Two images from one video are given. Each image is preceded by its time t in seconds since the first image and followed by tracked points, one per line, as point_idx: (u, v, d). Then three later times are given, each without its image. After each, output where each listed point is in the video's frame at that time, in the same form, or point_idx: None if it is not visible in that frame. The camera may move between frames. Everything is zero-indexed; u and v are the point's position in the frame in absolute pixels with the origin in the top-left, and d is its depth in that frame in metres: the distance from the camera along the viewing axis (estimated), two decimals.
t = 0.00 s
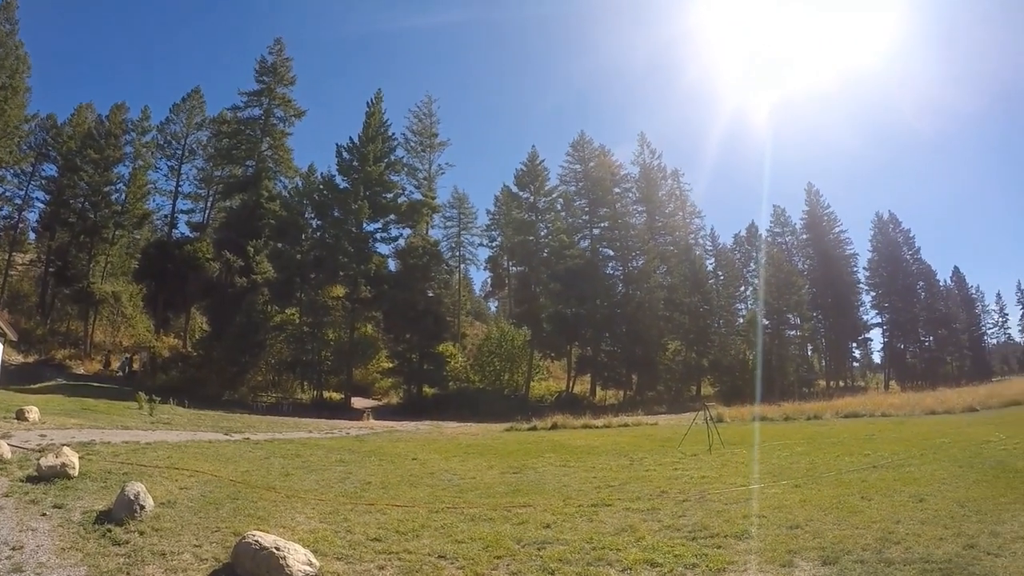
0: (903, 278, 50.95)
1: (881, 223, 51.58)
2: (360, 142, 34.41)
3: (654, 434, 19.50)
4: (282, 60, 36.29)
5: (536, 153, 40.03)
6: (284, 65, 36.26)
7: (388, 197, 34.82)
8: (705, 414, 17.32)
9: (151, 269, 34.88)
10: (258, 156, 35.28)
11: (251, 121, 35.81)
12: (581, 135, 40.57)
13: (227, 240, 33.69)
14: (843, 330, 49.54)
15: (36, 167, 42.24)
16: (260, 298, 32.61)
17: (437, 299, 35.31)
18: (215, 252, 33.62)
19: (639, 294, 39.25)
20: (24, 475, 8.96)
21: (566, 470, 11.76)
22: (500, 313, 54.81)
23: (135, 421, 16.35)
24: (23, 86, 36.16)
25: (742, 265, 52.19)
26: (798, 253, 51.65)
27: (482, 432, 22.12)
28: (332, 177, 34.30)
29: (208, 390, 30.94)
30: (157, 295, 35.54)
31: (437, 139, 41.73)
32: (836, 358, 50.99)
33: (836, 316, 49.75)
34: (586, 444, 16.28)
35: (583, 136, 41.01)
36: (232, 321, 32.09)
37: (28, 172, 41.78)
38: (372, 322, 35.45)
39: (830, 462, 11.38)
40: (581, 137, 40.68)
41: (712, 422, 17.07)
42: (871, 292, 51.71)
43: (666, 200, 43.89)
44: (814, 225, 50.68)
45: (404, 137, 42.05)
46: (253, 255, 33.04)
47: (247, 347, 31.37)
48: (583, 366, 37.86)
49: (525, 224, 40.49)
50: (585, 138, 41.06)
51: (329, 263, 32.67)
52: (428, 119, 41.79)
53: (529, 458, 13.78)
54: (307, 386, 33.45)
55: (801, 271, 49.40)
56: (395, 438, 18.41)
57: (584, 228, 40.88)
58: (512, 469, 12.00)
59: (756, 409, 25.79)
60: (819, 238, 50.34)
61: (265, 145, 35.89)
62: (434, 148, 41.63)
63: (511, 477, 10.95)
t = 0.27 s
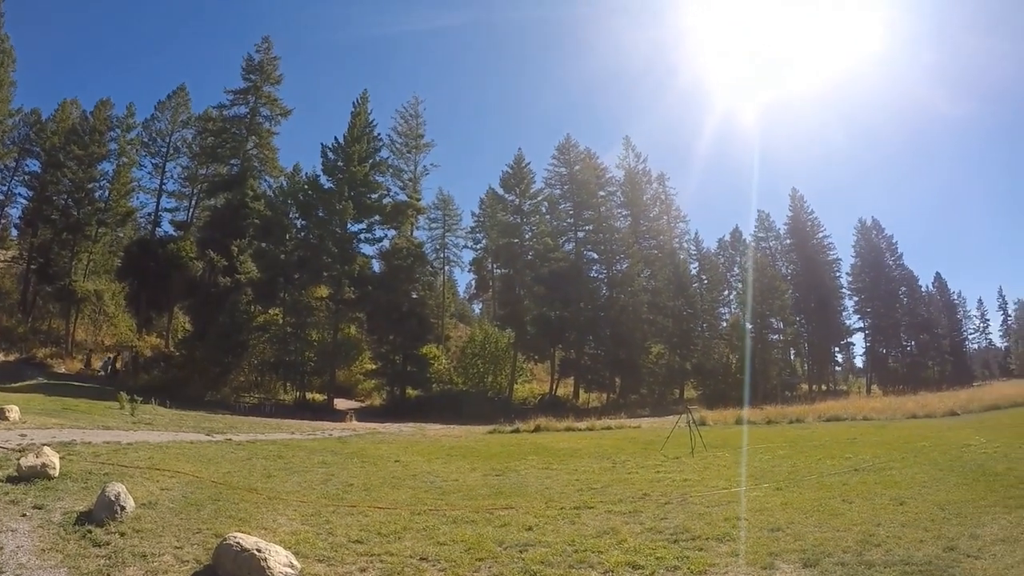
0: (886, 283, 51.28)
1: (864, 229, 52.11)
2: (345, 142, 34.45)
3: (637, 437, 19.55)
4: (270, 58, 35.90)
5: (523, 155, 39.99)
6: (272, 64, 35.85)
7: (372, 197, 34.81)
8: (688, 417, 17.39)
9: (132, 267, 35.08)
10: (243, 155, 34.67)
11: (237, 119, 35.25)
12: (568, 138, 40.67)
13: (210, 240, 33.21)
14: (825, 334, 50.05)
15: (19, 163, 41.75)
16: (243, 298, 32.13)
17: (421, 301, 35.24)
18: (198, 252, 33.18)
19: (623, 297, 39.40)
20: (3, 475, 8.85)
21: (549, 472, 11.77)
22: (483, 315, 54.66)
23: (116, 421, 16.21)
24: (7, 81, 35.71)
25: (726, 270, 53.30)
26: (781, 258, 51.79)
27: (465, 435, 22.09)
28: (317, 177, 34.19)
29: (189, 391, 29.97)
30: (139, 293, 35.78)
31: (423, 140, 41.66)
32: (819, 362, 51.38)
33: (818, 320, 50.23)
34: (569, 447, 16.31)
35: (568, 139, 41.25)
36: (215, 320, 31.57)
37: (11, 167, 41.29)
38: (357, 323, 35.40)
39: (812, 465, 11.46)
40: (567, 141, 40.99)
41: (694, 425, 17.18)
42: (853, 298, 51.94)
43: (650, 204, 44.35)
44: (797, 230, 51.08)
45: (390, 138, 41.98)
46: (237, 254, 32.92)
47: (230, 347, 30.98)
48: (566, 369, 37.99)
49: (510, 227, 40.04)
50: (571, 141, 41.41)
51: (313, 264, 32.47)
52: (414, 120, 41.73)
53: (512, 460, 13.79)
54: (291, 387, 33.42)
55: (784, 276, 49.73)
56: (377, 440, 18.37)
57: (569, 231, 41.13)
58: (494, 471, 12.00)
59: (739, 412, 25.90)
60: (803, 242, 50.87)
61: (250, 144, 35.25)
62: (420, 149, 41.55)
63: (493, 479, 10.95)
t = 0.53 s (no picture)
0: (868, 290, 51.64)
1: (847, 236, 52.53)
2: (330, 140, 34.35)
3: (618, 439, 19.62)
4: (258, 55, 35.56)
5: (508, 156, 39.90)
6: (260, 60, 35.51)
7: (356, 197, 34.79)
8: (669, 420, 17.47)
9: (113, 263, 33.34)
10: (227, 151, 34.44)
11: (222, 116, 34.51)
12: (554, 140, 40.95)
13: (193, 236, 33.23)
14: (807, 339, 49.92)
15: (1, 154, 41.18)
16: (227, 296, 31.35)
17: (404, 301, 35.44)
18: (181, 248, 33.18)
19: (605, 300, 39.60)
20: None
21: (529, 474, 11.77)
22: (467, 316, 54.54)
23: (95, 418, 16.05)
24: None
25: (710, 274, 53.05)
26: (765, 264, 51.77)
27: (446, 436, 22.07)
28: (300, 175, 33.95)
29: (171, 388, 29.58)
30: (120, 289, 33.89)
31: (408, 140, 41.58)
32: (801, 367, 51.03)
33: (800, 325, 49.98)
34: (550, 449, 16.34)
35: (553, 142, 41.55)
36: (196, 318, 30.88)
37: None
38: (339, 323, 35.56)
39: (792, 469, 11.54)
40: (552, 143, 41.25)
41: (674, 427, 17.33)
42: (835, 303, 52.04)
43: (635, 208, 44.91)
44: (781, 236, 50.75)
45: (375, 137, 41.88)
46: (220, 251, 33.07)
47: (212, 345, 30.41)
48: (548, 372, 38.18)
49: (494, 228, 39.77)
50: (556, 144, 41.60)
51: (295, 263, 32.39)
52: (400, 120, 41.67)
53: (492, 461, 13.80)
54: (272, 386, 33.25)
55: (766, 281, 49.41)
56: (358, 440, 18.32)
57: (553, 233, 41.22)
58: (475, 473, 11.99)
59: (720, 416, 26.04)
60: (786, 247, 50.42)
61: (235, 141, 34.89)
62: (405, 149, 41.44)
63: (474, 481, 10.93)
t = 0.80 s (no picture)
0: (850, 296, 52.28)
1: (830, 244, 53.25)
2: (316, 143, 34.36)
3: (602, 445, 19.65)
4: (245, 57, 35.38)
5: (493, 163, 40.51)
6: (247, 62, 35.34)
7: (341, 200, 34.67)
8: (652, 426, 17.54)
9: (96, 264, 33.35)
10: (213, 153, 33.59)
11: (208, 117, 34.09)
12: (540, 147, 41.44)
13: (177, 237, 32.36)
14: (790, 345, 50.35)
15: None
16: (210, 299, 30.90)
17: (388, 305, 35.39)
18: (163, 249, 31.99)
19: (590, 306, 39.80)
20: None
21: (513, 480, 11.77)
22: (451, 322, 54.37)
23: (77, 421, 15.88)
24: None
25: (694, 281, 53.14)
26: (750, 270, 52.08)
27: (430, 441, 22.03)
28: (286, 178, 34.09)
29: (152, 392, 28.87)
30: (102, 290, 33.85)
31: (394, 144, 41.55)
32: (784, 373, 51.23)
33: (783, 332, 50.44)
34: (534, 454, 16.33)
35: (539, 149, 42.08)
36: (179, 320, 30.54)
37: None
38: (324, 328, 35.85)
39: (775, 475, 11.61)
40: (539, 149, 41.81)
41: (658, 433, 17.40)
42: (819, 310, 52.71)
43: (619, 214, 45.30)
44: (765, 244, 51.36)
45: (361, 141, 41.77)
46: (204, 254, 31.74)
47: (195, 349, 30.26)
48: (533, 377, 38.31)
49: (478, 233, 40.72)
50: (542, 150, 42.18)
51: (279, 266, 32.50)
52: (386, 124, 41.62)
53: (476, 467, 13.79)
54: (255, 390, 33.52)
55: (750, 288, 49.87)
56: (342, 445, 18.24)
57: (539, 239, 41.77)
58: (458, 478, 11.98)
59: (704, 421, 26.18)
60: (770, 254, 51.12)
61: (221, 142, 34.09)
62: (391, 153, 41.40)
63: (457, 486, 10.92)
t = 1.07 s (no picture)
0: (832, 303, 52.77)
1: (812, 251, 53.94)
2: (301, 145, 34.49)
3: (584, 450, 19.70)
4: (232, 57, 35.15)
5: (477, 169, 40.71)
6: (234, 63, 35.12)
7: (325, 203, 34.86)
8: (635, 432, 17.62)
9: (79, 265, 32.29)
10: (198, 154, 33.00)
11: (193, 117, 33.76)
12: (525, 152, 41.53)
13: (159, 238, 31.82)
14: (772, 351, 50.70)
15: None
16: (193, 300, 30.73)
17: (371, 309, 35.52)
18: (146, 250, 31.58)
19: (573, 311, 40.05)
20: None
21: (495, 485, 11.77)
22: (434, 326, 54.23)
23: (55, 423, 15.69)
24: None
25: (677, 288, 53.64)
26: (732, 277, 52.23)
27: (412, 446, 21.97)
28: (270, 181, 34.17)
29: (131, 395, 28.46)
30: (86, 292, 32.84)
31: (379, 147, 41.47)
32: (766, 379, 51.88)
33: (765, 338, 50.77)
34: (517, 459, 16.30)
35: (524, 154, 42.24)
36: (162, 322, 30.32)
37: None
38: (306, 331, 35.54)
39: (756, 480, 11.68)
40: (524, 154, 41.96)
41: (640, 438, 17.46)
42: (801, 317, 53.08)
43: (603, 221, 45.66)
44: (747, 250, 51.70)
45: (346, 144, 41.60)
46: (187, 255, 31.50)
47: (177, 351, 29.90)
48: (516, 382, 38.42)
49: (462, 238, 40.61)
50: (527, 155, 42.32)
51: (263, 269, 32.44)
52: (372, 127, 41.53)
53: (458, 472, 13.77)
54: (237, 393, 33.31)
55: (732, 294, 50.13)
56: (323, 449, 18.16)
57: (522, 244, 41.86)
58: (440, 483, 11.94)
59: (687, 427, 26.33)
60: (752, 261, 51.49)
61: (205, 143, 33.63)
62: (376, 157, 41.31)
63: (439, 491, 10.90)
